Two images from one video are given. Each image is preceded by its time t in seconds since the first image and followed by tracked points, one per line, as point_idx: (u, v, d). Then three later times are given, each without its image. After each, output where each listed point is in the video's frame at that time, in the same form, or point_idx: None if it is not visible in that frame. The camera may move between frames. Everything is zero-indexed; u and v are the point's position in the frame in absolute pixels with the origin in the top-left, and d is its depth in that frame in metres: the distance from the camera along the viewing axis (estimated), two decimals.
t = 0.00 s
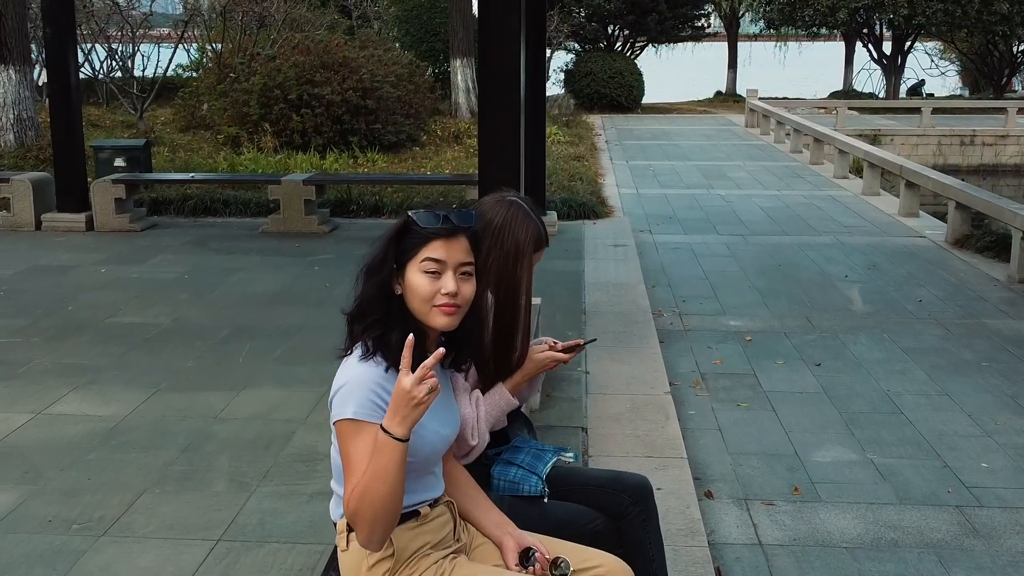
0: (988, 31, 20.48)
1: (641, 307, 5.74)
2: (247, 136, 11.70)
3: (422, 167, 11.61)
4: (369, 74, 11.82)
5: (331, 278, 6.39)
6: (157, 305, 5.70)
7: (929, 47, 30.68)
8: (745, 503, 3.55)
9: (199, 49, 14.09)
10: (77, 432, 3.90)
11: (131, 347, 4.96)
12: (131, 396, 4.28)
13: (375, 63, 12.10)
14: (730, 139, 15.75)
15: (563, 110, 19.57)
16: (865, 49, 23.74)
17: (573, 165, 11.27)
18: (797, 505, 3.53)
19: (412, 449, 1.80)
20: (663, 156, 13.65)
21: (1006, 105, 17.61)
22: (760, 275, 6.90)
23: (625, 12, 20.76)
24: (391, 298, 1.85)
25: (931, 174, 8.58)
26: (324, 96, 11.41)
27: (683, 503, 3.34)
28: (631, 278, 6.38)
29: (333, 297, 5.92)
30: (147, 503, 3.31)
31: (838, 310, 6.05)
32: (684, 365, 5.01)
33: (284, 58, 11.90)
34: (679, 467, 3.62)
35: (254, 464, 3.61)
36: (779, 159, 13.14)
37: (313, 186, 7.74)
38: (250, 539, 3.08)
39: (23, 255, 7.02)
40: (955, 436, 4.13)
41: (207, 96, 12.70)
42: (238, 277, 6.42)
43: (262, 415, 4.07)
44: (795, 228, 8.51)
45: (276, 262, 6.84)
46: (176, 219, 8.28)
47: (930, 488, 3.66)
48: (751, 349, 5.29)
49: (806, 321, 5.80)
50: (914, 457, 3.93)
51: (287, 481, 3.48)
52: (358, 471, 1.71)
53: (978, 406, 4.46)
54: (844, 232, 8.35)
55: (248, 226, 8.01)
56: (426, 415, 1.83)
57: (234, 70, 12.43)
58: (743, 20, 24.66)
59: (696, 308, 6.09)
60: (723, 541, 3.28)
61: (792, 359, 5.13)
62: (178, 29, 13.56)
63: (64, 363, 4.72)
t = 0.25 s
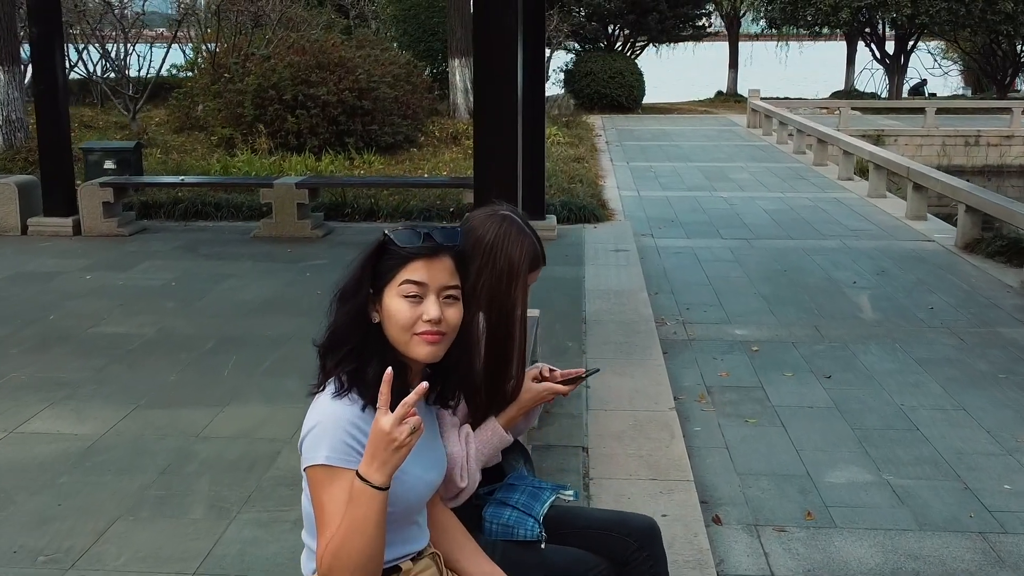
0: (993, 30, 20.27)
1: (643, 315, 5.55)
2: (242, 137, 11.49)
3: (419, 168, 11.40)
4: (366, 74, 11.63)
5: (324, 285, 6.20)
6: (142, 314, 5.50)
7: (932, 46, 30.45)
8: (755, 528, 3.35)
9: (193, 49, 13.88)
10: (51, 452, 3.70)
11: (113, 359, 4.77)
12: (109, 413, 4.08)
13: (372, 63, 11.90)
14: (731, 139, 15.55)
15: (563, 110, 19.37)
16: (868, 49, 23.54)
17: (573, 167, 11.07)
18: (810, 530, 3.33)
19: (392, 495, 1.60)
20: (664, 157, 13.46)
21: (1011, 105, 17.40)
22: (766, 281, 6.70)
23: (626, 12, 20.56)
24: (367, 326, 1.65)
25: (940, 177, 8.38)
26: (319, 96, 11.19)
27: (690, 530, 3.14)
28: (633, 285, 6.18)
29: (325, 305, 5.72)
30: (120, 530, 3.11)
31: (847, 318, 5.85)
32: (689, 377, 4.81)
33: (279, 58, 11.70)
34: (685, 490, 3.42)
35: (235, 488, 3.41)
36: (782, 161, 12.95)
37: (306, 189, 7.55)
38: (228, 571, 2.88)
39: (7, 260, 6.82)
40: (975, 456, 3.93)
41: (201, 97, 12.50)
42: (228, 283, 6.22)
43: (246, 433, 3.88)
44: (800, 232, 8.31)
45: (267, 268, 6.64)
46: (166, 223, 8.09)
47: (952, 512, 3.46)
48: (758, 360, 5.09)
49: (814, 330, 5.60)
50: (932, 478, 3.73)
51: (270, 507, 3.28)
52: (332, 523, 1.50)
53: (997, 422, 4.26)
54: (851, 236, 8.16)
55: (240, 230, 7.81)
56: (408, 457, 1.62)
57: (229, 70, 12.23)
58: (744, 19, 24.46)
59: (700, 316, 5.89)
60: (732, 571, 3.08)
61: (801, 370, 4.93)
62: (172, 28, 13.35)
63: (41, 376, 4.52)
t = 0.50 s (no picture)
0: (998, 29, 20.05)
1: (649, 323, 5.33)
2: (237, 138, 11.28)
3: (418, 170, 11.20)
4: (363, 74, 11.43)
5: (318, 292, 5.99)
6: (128, 323, 5.29)
7: (935, 45, 30.24)
8: (773, 558, 3.13)
9: (188, 48, 13.68)
10: (25, 474, 3.49)
11: (95, 372, 4.55)
12: (87, 431, 3.86)
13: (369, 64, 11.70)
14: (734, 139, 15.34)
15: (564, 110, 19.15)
16: (871, 48, 23.32)
17: (574, 168, 10.86)
18: (832, 560, 3.12)
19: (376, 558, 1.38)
20: (666, 158, 13.25)
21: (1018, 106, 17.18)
22: (775, 287, 6.48)
23: (627, 11, 20.35)
24: (348, 363, 1.44)
25: (952, 180, 8.16)
26: (315, 96, 10.98)
27: (705, 561, 2.92)
28: (638, 292, 5.97)
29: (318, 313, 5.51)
30: (93, 563, 2.90)
31: (860, 327, 5.64)
32: (698, 390, 4.60)
33: (275, 58, 11.49)
34: (698, 516, 3.20)
35: (218, 515, 3.20)
36: (787, 162, 12.74)
37: (301, 193, 7.33)
38: None
39: None
40: (1002, 477, 3.71)
41: (197, 97, 12.30)
42: (219, 290, 6.01)
43: (232, 453, 3.66)
44: (808, 236, 8.10)
45: (260, 274, 6.43)
46: (157, 226, 7.87)
47: (983, 540, 3.24)
48: (769, 372, 4.88)
49: (827, 339, 5.38)
50: (959, 502, 3.52)
51: (253, 536, 3.07)
52: None
53: None
54: (861, 240, 7.94)
55: (233, 234, 7.60)
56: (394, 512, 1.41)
57: (224, 70, 12.02)
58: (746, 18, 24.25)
59: (708, 324, 5.68)
60: None
61: (816, 383, 4.72)
62: (166, 27, 13.15)
63: (19, 391, 4.31)
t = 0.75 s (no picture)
0: (1005, 29, 19.80)
1: (656, 336, 5.12)
2: (232, 140, 11.05)
3: (417, 172, 10.98)
4: (360, 75, 11.20)
5: (311, 302, 5.78)
6: (112, 336, 5.07)
7: (939, 45, 29.99)
8: None
9: (184, 49, 13.46)
10: None
11: (75, 390, 4.34)
12: (63, 456, 3.65)
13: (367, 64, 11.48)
14: (738, 141, 15.12)
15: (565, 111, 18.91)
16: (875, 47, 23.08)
17: (576, 171, 10.64)
18: None
19: None
20: (669, 160, 13.03)
21: None
22: (785, 296, 6.27)
23: (629, 10, 20.12)
24: (319, 428, 1.35)
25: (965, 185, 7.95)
26: (311, 98, 10.75)
27: None
28: (643, 302, 5.75)
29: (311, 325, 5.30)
30: None
31: (875, 339, 5.42)
32: (707, 409, 4.39)
33: (271, 59, 11.26)
34: (711, 551, 2.99)
35: (197, 551, 2.98)
36: (793, 164, 12.52)
37: (295, 198, 7.12)
38: None
39: None
40: None
41: (192, 100, 12.08)
42: (208, 300, 5.79)
43: (214, 481, 3.45)
44: (817, 242, 7.89)
45: (251, 283, 6.21)
46: (148, 233, 7.66)
47: None
48: (782, 389, 4.67)
49: (840, 353, 5.17)
50: (988, 533, 3.31)
51: None
52: None
53: None
54: (871, 246, 7.72)
55: (225, 240, 7.39)
56: None
57: (219, 71, 11.79)
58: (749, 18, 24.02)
59: (717, 337, 5.46)
60: None
61: (830, 401, 4.51)
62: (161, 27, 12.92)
63: None
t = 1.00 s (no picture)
0: (1010, 31, 19.58)
1: (661, 359, 4.92)
2: (226, 147, 10.84)
3: (415, 179, 10.76)
4: (357, 80, 10.98)
5: (303, 320, 5.57)
6: (94, 360, 4.86)
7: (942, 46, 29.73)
8: None
9: (178, 53, 13.24)
10: None
11: (51, 421, 4.13)
12: (34, 497, 3.44)
13: (365, 69, 11.27)
14: (741, 146, 14.92)
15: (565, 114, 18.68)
16: (879, 49, 22.86)
17: (577, 179, 10.43)
18: None
19: None
20: (671, 166, 12.82)
21: None
22: (793, 314, 6.07)
23: (630, 12, 19.90)
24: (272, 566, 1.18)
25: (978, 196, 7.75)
26: (307, 104, 10.53)
27: None
28: (648, 322, 5.54)
29: (302, 347, 5.09)
30: None
31: (889, 360, 5.21)
32: (716, 440, 4.18)
33: (265, 63, 11.04)
34: None
35: None
36: (797, 170, 12.32)
37: (287, 210, 6.90)
38: None
39: None
40: None
41: (186, 105, 11.86)
42: (197, 319, 5.58)
43: (194, 526, 3.24)
44: (824, 254, 7.68)
45: (242, 300, 6.00)
46: (136, 245, 7.44)
47: None
48: (793, 416, 4.47)
49: (854, 376, 4.96)
50: None
51: None
52: None
53: None
54: (881, 259, 7.52)
55: (216, 253, 7.18)
56: None
57: (213, 76, 11.57)
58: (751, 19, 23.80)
59: (724, 359, 5.25)
60: None
61: (846, 430, 4.31)
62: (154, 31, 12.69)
63: None
